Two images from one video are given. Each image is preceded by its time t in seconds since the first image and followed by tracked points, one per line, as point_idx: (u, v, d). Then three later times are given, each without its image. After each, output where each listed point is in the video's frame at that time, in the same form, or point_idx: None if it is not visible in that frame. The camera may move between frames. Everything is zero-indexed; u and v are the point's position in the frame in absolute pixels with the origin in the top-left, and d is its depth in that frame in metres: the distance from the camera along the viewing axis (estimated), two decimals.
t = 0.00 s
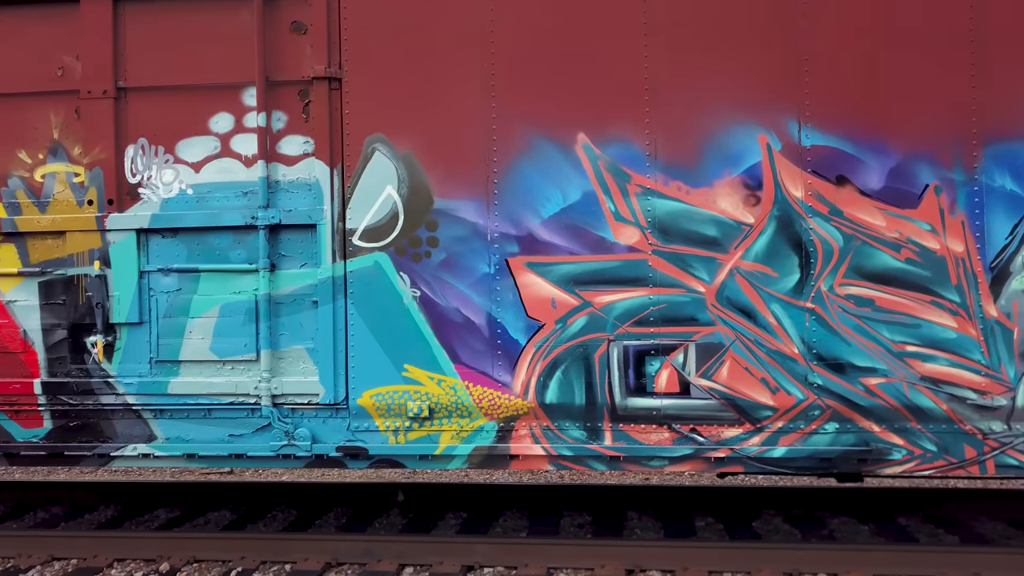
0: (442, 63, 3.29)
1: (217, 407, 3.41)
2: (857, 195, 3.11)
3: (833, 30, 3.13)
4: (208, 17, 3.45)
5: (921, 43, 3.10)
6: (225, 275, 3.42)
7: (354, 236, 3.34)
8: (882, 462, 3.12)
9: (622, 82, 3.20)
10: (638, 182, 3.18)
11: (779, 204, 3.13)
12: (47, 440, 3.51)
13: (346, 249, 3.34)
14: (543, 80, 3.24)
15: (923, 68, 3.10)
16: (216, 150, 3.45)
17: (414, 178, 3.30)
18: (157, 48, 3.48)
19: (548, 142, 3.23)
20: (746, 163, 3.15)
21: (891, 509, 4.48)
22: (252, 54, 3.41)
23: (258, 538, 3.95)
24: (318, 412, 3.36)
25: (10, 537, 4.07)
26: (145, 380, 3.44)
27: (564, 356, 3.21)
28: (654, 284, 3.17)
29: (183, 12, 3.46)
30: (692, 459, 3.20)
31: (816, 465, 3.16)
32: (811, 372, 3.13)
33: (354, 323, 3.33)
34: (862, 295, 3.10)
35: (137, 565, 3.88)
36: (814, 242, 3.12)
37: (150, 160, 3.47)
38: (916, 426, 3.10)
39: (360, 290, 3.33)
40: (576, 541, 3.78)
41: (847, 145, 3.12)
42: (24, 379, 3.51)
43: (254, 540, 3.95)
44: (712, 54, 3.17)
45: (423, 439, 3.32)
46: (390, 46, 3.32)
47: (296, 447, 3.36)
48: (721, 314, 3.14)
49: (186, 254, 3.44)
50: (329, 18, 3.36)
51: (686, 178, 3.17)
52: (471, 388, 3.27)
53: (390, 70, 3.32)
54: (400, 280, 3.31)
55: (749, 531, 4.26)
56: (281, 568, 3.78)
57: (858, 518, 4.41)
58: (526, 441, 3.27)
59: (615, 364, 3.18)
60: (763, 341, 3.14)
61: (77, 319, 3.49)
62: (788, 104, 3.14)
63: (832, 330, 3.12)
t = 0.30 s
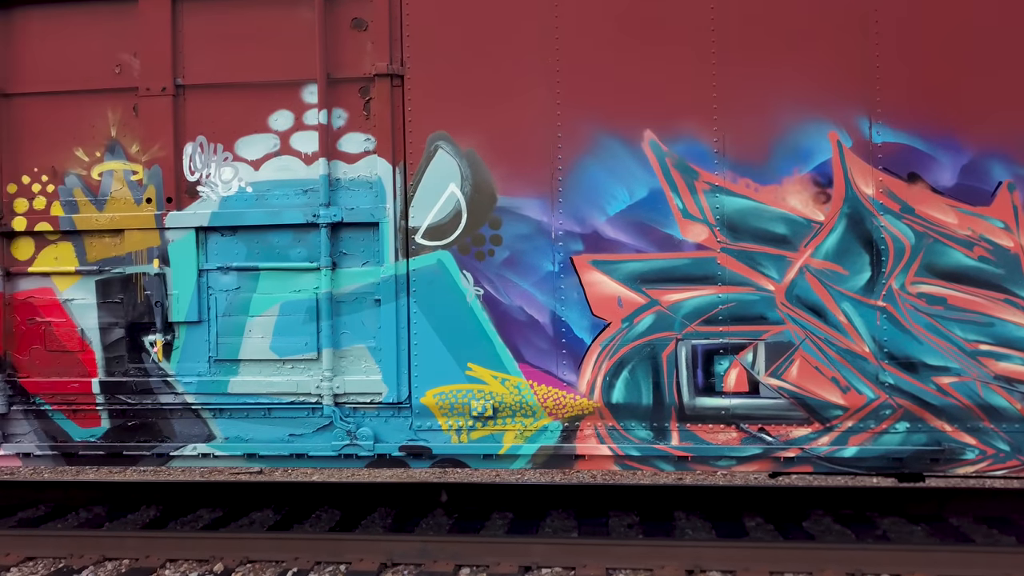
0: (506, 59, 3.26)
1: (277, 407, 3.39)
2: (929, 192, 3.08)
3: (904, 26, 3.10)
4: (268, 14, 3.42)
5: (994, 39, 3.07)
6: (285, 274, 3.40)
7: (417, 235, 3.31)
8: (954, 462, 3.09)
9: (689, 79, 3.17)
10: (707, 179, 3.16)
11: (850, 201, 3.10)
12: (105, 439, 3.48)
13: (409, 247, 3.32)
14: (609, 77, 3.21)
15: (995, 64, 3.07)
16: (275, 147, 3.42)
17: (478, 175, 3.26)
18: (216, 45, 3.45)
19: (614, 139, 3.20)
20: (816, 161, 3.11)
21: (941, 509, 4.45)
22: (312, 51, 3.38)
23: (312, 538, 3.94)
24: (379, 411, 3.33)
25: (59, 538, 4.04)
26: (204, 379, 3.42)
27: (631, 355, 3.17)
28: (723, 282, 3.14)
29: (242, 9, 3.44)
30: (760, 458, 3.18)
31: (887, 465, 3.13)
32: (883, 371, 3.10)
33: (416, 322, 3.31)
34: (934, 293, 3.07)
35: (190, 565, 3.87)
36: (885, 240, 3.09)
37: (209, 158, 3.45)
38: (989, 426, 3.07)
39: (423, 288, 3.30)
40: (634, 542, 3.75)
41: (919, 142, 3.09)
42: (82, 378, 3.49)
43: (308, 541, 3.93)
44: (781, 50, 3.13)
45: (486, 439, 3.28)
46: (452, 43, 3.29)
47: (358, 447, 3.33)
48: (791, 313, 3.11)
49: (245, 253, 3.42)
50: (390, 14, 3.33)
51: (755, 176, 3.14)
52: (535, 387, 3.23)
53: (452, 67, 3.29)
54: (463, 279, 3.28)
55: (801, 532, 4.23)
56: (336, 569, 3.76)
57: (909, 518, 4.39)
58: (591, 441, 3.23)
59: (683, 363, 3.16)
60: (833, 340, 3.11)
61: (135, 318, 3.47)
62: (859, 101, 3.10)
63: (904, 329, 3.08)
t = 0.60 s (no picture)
0: (575, 55, 3.22)
1: (342, 406, 3.35)
2: (1007, 189, 3.04)
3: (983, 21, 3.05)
4: (331, 10, 3.38)
5: None
6: (350, 272, 3.37)
7: (484, 233, 3.26)
8: None
9: (763, 75, 3.13)
10: (781, 176, 3.12)
11: (927, 199, 3.06)
12: (166, 439, 3.45)
13: (476, 245, 3.27)
14: (681, 73, 3.17)
15: None
16: (339, 145, 3.38)
17: (546, 172, 3.21)
18: (277, 41, 3.40)
19: (687, 136, 3.16)
20: (893, 158, 3.07)
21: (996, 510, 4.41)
22: (376, 47, 3.34)
23: (368, 539, 3.91)
24: (446, 410, 3.30)
25: (115, 539, 4.05)
26: (267, 379, 3.38)
27: (704, 354, 3.14)
28: (798, 281, 3.11)
29: (304, 4, 3.39)
30: (835, 459, 3.14)
31: (964, 465, 3.10)
32: (960, 371, 3.06)
33: (483, 321, 3.26)
34: (1013, 292, 3.03)
35: (246, 567, 3.85)
36: (963, 238, 3.05)
37: (271, 155, 3.41)
38: None
39: (490, 287, 3.25)
40: (696, 543, 3.71)
41: (998, 138, 3.05)
42: (143, 377, 3.45)
43: (362, 542, 3.91)
44: (857, 46, 3.09)
45: (555, 439, 3.24)
46: (520, 39, 3.25)
47: (424, 447, 3.29)
48: (867, 312, 3.08)
49: (309, 251, 3.39)
50: (456, 10, 3.28)
51: (830, 173, 3.10)
52: (605, 387, 3.19)
53: (520, 63, 3.24)
54: (531, 277, 3.22)
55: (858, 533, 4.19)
56: (394, 570, 3.73)
57: (965, 518, 4.35)
58: (662, 441, 3.20)
59: (757, 363, 3.13)
60: (910, 339, 3.07)
61: (197, 316, 3.42)
62: (936, 97, 3.06)
63: (982, 328, 3.05)
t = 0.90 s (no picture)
0: (646, 54, 3.21)
1: (409, 405, 3.34)
2: None
3: None
4: (398, 8, 3.36)
5: None
6: (417, 271, 3.36)
7: (553, 231, 3.23)
8: None
9: (836, 73, 3.11)
10: (855, 175, 3.11)
11: (1003, 197, 3.05)
12: (231, 439, 3.44)
13: (544, 244, 3.24)
14: (754, 71, 3.16)
15: None
16: (406, 143, 3.37)
17: (617, 170, 3.20)
18: (344, 39, 3.39)
19: (760, 135, 3.14)
20: (968, 156, 3.06)
21: None
22: (444, 45, 3.32)
23: (428, 539, 3.86)
24: (514, 410, 3.28)
25: (171, 539, 4.01)
26: (334, 378, 3.37)
27: (778, 353, 3.13)
28: (872, 280, 3.09)
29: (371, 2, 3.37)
30: (910, 459, 3.12)
31: None
32: None
33: (552, 320, 3.23)
34: None
35: (306, 566, 3.79)
36: None
37: (337, 154, 3.39)
38: None
39: (559, 285, 3.22)
40: (758, 543, 3.71)
41: None
42: (208, 377, 3.44)
43: (423, 541, 3.87)
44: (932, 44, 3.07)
45: (625, 439, 3.22)
46: (591, 37, 3.24)
47: (493, 447, 3.27)
48: (943, 310, 3.06)
49: (376, 250, 3.38)
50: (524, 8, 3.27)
51: (905, 171, 3.09)
52: (678, 387, 3.18)
53: (590, 62, 3.23)
54: (601, 276, 3.20)
55: (915, 533, 4.17)
56: (456, 570, 3.69)
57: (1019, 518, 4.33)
58: (734, 441, 3.18)
59: (831, 362, 3.12)
60: (986, 338, 3.06)
61: (263, 315, 3.41)
62: (1012, 94, 3.04)
63: None
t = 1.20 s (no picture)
0: (714, 52, 3.20)
1: (473, 405, 3.31)
2: None
3: None
4: (462, 5, 3.33)
5: None
6: (480, 270, 3.33)
7: (620, 230, 3.21)
8: None
9: (907, 71, 3.10)
10: (926, 173, 3.09)
11: None
12: (293, 438, 3.42)
13: (610, 243, 3.22)
14: (823, 69, 3.14)
15: None
16: (469, 142, 3.35)
17: (685, 169, 3.18)
18: (407, 37, 3.36)
19: (829, 133, 3.13)
20: None
21: None
22: (509, 43, 3.30)
23: (484, 540, 3.82)
24: (579, 410, 3.25)
25: (220, 539, 3.96)
26: (398, 377, 3.35)
27: (848, 353, 3.12)
28: (943, 279, 3.08)
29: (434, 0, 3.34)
30: (981, 459, 3.11)
31: None
32: None
33: (619, 319, 3.21)
34: None
35: (361, 567, 3.75)
36: None
37: (399, 153, 3.38)
38: None
39: (626, 285, 3.21)
40: (817, 543, 3.70)
41: None
42: (270, 376, 3.43)
43: (479, 542, 3.81)
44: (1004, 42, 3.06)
45: (692, 439, 3.21)
46: (659, 35, 3.22)
47: (558, 447, 3.25)
48: (1015, 310, 3.05)
49: (439, 249, 3.36)
50: (591, 5, 3.24)
51: (977, 170, 3.07)
52: (747, 387, 3.17)
53: (658, 60, 3.21)
54: (669, 276, 3.19)
55: (969, 533, 4.16)
56: (514, 571, 3.65)
57: None
58: (803, 441, 3.17)
59: (902, 362, 3.10)
60: None
61: (325, 315, 3.39)
62: None
63: None
